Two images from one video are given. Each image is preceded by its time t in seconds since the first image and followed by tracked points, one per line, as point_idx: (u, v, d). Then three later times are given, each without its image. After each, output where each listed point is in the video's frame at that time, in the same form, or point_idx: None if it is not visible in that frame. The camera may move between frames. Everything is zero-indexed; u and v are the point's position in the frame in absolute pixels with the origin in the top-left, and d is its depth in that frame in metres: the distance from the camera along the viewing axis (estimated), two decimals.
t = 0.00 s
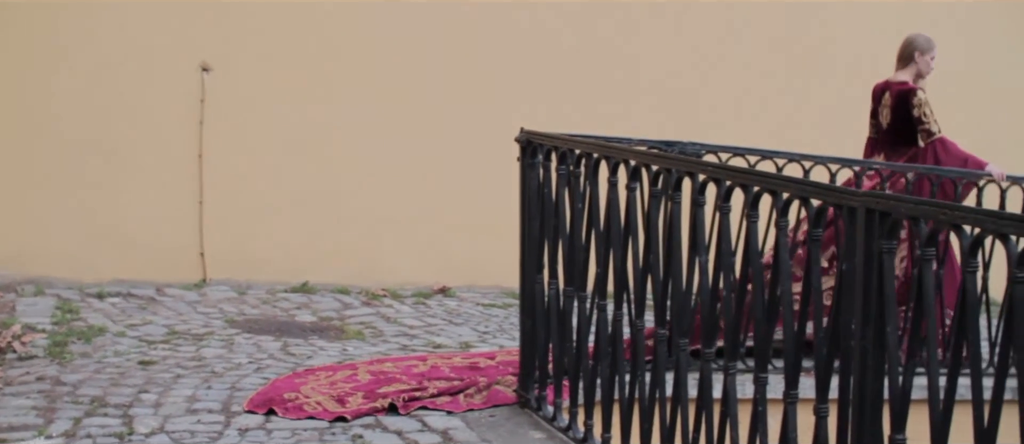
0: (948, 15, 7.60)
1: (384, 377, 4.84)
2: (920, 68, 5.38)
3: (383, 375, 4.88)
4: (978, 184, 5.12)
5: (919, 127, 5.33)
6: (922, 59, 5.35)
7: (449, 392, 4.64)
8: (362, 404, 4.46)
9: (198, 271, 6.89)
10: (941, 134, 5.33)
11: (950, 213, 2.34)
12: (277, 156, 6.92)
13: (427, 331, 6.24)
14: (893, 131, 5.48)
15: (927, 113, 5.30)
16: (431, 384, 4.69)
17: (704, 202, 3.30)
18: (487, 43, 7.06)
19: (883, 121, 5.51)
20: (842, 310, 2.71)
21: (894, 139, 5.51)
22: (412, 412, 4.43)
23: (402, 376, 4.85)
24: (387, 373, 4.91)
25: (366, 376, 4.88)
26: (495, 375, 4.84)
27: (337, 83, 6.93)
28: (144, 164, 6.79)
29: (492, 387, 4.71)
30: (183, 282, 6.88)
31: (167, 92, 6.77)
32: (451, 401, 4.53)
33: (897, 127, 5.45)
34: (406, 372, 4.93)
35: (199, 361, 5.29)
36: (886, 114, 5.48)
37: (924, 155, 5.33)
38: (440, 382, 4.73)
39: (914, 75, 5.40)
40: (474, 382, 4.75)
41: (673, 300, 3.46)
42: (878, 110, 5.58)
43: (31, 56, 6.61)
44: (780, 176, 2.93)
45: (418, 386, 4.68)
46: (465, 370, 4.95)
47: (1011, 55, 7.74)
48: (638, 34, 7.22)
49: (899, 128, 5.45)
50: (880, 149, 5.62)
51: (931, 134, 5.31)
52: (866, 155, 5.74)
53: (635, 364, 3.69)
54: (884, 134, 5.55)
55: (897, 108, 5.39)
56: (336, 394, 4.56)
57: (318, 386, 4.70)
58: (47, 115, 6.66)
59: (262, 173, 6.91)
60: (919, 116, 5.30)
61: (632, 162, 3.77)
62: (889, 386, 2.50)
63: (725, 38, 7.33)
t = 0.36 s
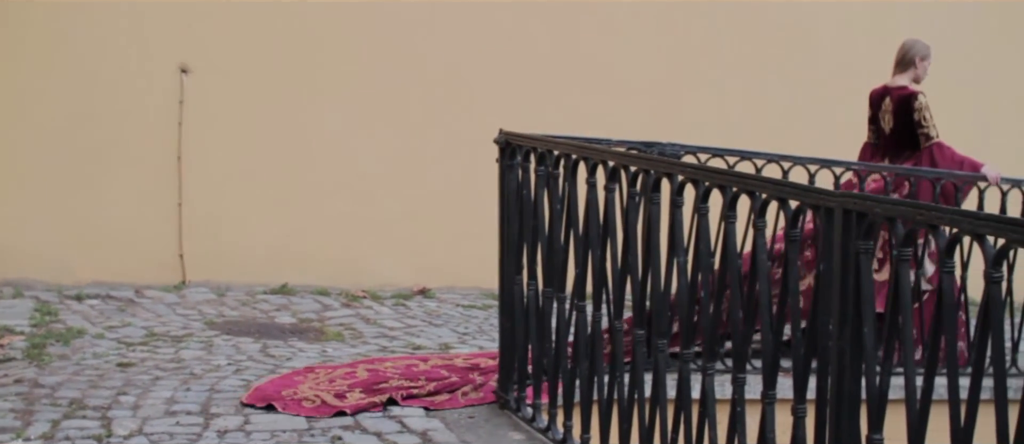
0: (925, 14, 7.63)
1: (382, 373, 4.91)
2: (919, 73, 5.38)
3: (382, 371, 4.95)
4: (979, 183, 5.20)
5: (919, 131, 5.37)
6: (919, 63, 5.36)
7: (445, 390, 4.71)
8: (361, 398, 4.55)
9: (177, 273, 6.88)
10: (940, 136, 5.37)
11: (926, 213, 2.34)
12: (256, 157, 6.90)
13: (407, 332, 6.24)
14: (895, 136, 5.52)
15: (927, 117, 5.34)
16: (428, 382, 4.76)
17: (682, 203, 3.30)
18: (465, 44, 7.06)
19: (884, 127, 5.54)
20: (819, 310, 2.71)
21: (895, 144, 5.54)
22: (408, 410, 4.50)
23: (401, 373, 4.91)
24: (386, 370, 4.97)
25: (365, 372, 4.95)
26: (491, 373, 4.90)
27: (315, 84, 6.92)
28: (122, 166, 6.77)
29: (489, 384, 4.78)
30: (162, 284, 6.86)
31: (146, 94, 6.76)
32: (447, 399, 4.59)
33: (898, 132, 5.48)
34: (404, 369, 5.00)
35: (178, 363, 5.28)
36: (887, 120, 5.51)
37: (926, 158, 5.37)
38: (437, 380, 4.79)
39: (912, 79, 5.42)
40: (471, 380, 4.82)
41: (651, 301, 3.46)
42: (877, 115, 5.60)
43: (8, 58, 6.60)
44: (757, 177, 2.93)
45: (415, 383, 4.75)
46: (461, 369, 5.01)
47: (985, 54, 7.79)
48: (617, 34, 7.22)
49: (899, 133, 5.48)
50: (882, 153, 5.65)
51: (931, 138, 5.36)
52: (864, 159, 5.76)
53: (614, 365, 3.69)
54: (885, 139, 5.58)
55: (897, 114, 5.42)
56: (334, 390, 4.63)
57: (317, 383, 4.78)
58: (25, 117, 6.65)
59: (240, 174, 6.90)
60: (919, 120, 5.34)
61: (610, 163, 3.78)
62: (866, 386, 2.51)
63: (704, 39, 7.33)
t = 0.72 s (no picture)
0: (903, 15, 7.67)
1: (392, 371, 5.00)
2: (918, 72, 5.43)
3: (392, 370, 5.04)
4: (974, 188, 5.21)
5: (918, 131, 5.40)
6: (918, 63, 5.40)
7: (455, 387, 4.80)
8: (370, 393, 4.65)
9: (158, 275, 6.87)
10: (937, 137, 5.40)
11: (906, 214, 2.35)
12: (236, 159, 6.90)
13: (389, 334, 6.24)
14: (893, 136, 5.53)
15: (927, 117, 5.37)
16: (437, 380, 4.85)
17: (662, 204, 3.30)
18: (445, 45, 7.06)
19: (883, 127, 5.56)
20: (799, 312, 2.72)
21: (893, 144, 5.56)
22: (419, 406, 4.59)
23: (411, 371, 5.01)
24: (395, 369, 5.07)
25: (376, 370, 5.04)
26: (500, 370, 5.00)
27: (296, 85, 6.91)
28: (103, 167, 6.76)
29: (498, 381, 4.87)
30: (142, 287, 6.85)
31: (126, 96, 6.75)
32: (457, 395, 4.69)
33: (897, 131, 5.49)
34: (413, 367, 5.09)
35: (159, 365, 5.27)
36: (886, 120, 5.53)
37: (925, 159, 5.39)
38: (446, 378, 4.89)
39: (911, 79, 5.46)
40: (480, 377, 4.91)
41: (632, 302, 3.46)
42: (875, 115, 5.62)
43: None
44: (736, 178, 2.93)
45: (424, 380, 4.84)
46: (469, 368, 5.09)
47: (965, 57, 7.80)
48: (597, 34, 7.24)
49: (898, 133, 5.50)
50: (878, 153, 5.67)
51: (929, 138, 5.39)
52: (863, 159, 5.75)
53: (595, 366, 3.69)
54: (884, 138, 5.59)
55: (897, 113, 5.44)
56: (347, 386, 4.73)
57: (332, 378, 4.89)
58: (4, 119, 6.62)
59: (221, 176, 6.89)
60: (919, 120, 5.37)
61: (591, 164, 3.78)
62: (845, 387, 2.51)
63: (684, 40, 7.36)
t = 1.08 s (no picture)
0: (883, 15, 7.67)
1: (393, 370, 5.09)
2: (911, 70, 5.43)
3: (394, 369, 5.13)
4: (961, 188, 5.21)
5: (910, 130, 5.40)
6: (910, 61, 5.42)
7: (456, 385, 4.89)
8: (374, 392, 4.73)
9: (137, 276, 6.85)
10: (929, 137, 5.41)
11: (884, 214, 2.35)
12: (216, 159, 6.89)
13: (368, 334, 6.23)
14: (886, 134, 5.54)
15: (918, 117, 5.37)
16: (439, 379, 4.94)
17: (641, 205, 3.30)
18: (425, 45, 7.06)
19: (877, 125, 5.57)
20: (778, 313, 2.73)
21: (886, 142, 5.57)
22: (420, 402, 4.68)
23: (411, 370, 5.09)
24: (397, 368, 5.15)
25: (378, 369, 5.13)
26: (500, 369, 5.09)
27: (276, 85, 6.91)
28: (82, 168, 6.75)
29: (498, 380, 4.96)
30: (122, 288, 6.84)
31: (105, 96, 6.73)
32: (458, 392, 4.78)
33: (892, 130, 5.50)
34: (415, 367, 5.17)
35: (138, 367, 5.26)
36: (880, 118, 5.54)
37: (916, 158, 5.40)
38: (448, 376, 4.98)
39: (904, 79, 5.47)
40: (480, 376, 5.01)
41: (611, 302, 3.47)
42: (870, 113, 5.63)
43: None
44: (714, 178, 2.93)
45: (425, 379, 4.93)
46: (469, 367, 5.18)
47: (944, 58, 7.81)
48: (577, 33, 7.24)
49: (891, 131, 5.51)
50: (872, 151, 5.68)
51: (921, 137, 5.39)
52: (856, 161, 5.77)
53: (575, 367, 3.69)
54: (879, 136, 5.59)
55: (890, 111, 5.45)
56: (350, 384, 4.82)
57: (334, 377, 4.97)
58: None
59: (201, 177, 6.88)
60: (911, 119, 5.38)
61: (570, 165, 3.78)
62: (823, 386, 2.52)
63: (663, 40, 7.37)
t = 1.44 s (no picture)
0: (862, 14, 7.69)
1: (389, 370, 5.13)
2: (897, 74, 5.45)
3: (390, 368, 5.18)
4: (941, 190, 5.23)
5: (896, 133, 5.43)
6: (894, 64, 5.44)
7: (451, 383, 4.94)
8: (368, 390, 4.79)
9: (116, 277, 6.83)
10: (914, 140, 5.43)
11: (862, 214, 2.36)
12: (194, 160, 6.87)
13: (348, 335, 6.23)
14: (875, 137, 5.57)
15: (905, 120, 5.39)
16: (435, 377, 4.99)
17: (620, 205, 3.29)
18: (403, 45, 7.06)
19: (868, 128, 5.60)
20: (756, 311, 2.73)
21: (876, 145, 5.60)
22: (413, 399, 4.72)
23: (407, 369, 5.14)
24: (392, 368, 5.19)
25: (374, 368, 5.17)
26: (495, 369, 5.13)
27: (255, 85, 6.89)
28: (60, 169, 6.72)
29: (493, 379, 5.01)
30: (100, 289, 6.81)
31: (83, 97, 6.71)
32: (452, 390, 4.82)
33: (883, 132, 5.52)
34: (410, 367, 5.22)
35: (117, 368, 5.24)
36: (870, 121, 5.57)
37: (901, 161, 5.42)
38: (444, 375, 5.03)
39: (896, 81, 5.49)
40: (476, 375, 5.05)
41: (589, 302, 3.47)
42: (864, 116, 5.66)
43: None
44: (692, 177, 2.94)
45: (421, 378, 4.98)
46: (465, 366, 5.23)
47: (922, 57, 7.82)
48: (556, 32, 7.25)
49: (880, 134, 5.54)
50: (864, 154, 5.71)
51: (905, 141, 5.41)
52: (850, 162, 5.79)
53: (554, 367, 3.69)
54: (870, 137, 5.62)
55: (878, 114, 5.49)
56: (347, 382, 4.88)
57: (328, 374, 5.04)
58: None
59: (180, 177, 6.87)
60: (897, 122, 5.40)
61: (549, 165, 3.78)
62: (802, 385, 2.53)
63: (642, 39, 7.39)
